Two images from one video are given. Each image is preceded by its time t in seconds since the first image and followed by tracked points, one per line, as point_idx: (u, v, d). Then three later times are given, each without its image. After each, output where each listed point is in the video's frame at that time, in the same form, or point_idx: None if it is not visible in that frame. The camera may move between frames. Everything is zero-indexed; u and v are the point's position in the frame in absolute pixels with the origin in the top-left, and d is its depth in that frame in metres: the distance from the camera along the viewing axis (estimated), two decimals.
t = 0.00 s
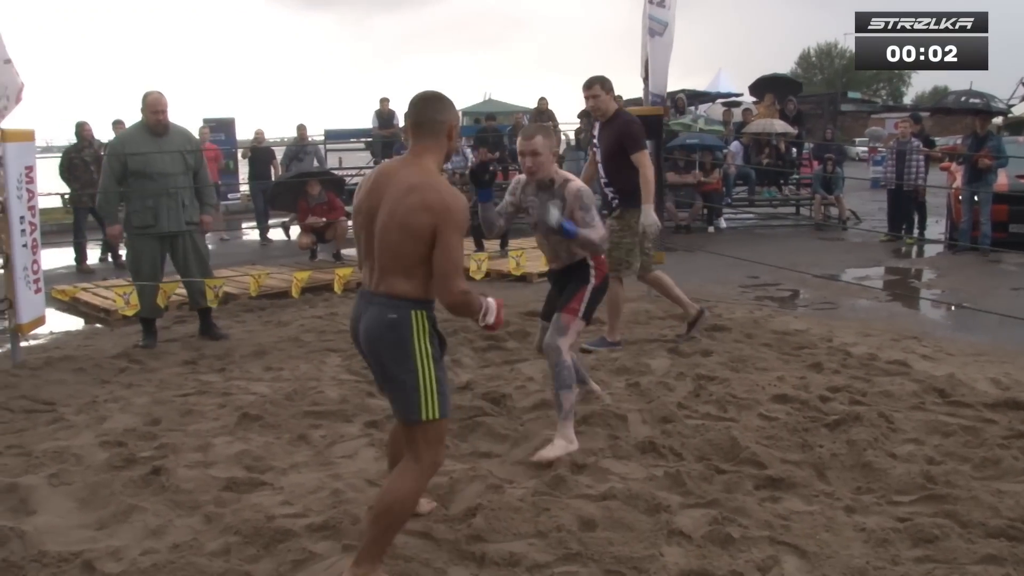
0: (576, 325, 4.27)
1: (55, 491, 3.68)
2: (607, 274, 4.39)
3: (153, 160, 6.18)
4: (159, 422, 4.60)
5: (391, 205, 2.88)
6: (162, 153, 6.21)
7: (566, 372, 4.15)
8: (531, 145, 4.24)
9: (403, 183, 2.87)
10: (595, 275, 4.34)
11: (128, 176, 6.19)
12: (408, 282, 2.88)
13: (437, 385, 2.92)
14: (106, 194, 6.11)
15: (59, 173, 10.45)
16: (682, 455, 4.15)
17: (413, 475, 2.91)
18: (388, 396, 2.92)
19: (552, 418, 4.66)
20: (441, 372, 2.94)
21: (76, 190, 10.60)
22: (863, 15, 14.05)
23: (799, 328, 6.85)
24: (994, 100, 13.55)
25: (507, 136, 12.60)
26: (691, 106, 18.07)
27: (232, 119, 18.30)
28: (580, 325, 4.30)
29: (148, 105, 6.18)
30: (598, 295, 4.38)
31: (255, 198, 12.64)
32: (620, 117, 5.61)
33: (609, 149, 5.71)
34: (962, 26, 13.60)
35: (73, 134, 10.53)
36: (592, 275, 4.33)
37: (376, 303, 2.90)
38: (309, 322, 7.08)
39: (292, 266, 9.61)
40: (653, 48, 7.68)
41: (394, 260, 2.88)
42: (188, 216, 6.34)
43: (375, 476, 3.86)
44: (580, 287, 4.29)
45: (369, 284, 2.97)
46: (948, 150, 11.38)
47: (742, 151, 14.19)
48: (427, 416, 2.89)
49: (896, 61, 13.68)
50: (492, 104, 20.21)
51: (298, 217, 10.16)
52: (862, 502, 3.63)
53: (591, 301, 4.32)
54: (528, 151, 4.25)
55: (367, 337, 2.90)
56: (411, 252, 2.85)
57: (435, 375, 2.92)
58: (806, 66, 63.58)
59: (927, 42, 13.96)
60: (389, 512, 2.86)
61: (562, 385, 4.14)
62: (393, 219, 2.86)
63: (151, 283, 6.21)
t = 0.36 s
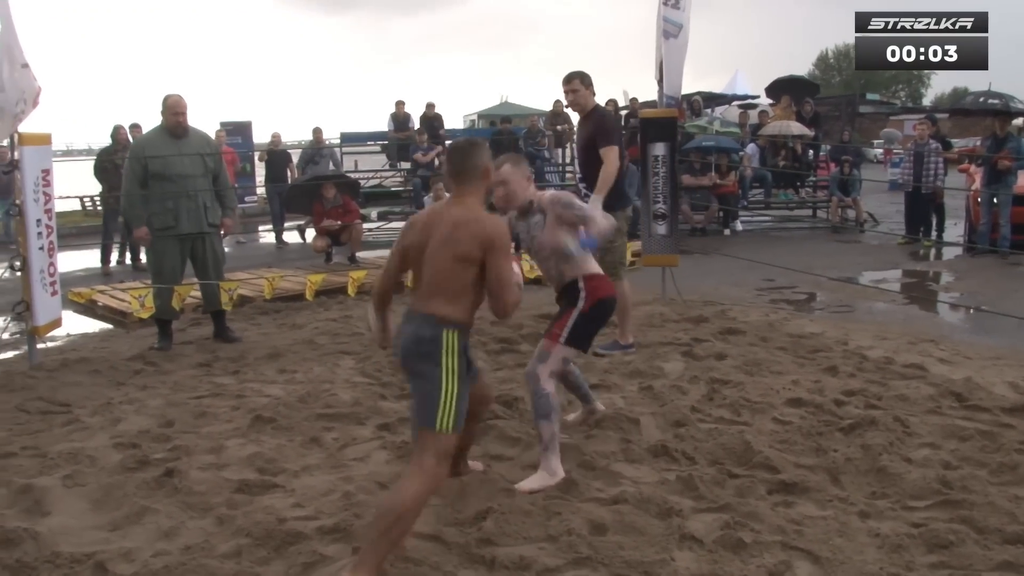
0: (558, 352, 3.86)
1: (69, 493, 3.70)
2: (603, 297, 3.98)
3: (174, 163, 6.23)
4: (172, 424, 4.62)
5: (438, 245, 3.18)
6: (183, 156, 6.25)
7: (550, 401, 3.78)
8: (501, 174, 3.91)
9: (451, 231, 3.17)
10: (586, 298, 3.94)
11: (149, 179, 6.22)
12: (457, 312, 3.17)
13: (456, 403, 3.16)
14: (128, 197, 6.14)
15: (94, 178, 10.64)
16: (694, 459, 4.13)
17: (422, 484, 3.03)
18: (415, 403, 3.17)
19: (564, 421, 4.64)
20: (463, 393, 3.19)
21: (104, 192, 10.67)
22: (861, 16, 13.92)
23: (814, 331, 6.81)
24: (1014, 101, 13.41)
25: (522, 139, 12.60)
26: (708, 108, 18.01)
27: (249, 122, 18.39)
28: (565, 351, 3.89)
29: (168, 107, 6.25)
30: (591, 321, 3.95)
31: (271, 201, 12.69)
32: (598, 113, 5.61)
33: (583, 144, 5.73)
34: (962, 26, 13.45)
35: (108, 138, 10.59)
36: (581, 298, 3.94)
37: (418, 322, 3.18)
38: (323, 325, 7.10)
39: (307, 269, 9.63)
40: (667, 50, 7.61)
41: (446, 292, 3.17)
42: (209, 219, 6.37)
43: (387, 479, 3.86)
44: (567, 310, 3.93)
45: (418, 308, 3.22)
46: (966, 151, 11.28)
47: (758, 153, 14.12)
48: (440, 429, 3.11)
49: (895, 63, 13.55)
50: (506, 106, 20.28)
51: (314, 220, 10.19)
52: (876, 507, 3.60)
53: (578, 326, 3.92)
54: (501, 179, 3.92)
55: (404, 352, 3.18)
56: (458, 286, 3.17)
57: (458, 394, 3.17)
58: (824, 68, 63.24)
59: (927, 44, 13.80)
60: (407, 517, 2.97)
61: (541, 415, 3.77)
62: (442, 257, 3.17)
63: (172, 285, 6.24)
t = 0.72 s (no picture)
0: (575, 363, 3.88)
1: (78, 493, 3.72)
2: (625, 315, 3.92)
3: (190, 166, 6.26)
4: (181, 425, 4.64)
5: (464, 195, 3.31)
6: (199, 159, 6.27)
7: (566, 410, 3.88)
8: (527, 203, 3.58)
9: (467, 171, 3.31)
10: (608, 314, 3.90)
11: (165, 180, 6.25)
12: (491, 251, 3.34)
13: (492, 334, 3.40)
14: (143, 197, 6.17)
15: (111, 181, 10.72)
16: (702, 461, 4.12)
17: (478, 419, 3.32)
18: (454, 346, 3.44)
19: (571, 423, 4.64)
20: (494, 324, 3.42)
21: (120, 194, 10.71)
22: (862, 16, 13.88)
23: (824, 334, 6.78)
24: None
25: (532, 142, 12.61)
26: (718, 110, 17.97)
27: (260, 125, 18.46)
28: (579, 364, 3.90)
29: (188, 110, 6.25)
30: (613, 337, 3.93)
31: (281, 204, 12.73)
32: (562, 120, 5.76)
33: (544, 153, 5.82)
34: (962, 26, 13.40)
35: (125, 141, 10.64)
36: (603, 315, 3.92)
37: (447, 270, 3.46)
38: (331, 327, 7.11)
39: (316, 271, 9.66)
40: (676, 53, 7.60)
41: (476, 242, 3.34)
42: (222, 222, 6.39)
43: (393, 480, 3.86)
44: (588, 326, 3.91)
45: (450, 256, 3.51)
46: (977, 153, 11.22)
47: (768, 155, 14.09)
48: (480, 358, 3.36)
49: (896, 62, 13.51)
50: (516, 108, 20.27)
51: (324, 222, 10.22)
52: (885, 510, 3.58)
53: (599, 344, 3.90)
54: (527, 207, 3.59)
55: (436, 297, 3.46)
56: (490, 233, 3.27)
57: (490, 326, 3.40)
58: (835, 70, 63.02)
59: (925, 44, 13.75)
60: (459, 448, 3.28)
61: (552, 420, 3.86)
62: (469, 205, 3.29)
63: (183, 286, 6.26)
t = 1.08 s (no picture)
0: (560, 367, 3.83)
1: (66, 498, 3.71)
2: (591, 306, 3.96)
3: (178, 169, 6.25)
4: (170, 429, 4.63)
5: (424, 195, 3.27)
6: (187, 162, 6.26)
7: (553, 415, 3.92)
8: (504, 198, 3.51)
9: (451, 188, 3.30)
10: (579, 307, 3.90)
11: (153, 184, 6.24)
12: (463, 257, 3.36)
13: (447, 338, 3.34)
14: (131, 200, 6.16)
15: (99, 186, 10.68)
16: (690, 463, 4.14)
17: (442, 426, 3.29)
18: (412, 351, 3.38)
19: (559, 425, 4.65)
20: (446, 325, 3.36)
21: (109, 200, 10.67)
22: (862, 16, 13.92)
23: (812, 335, 6.81)
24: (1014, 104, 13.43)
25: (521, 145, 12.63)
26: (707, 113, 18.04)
27: (250, 129, 18.44)
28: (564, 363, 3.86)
29: (175, 114, 6.25)
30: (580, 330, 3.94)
31: (270, 208, 12.71)
32: (516, 122, 5.87)
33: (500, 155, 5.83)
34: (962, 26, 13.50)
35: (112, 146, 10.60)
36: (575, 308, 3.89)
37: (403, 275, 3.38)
38: (321, 330, 7.11)
39: (306, 275, 9.64)
40: (664, 56, 7.62)
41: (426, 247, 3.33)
42: (211, 225, 6.38)
43: (382, 483, 3.86)
44: (562, 326, 3.86)
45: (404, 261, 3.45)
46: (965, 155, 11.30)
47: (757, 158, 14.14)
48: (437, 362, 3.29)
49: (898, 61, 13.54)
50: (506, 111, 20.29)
51: (313, 225, 10.20)
52: (871, 511, 3.60)
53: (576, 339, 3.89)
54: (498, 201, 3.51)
55: (393, 304, 3.37)
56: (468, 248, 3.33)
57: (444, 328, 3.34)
58: (824, 73, 63.30)
59: (926, 41, 13.79)
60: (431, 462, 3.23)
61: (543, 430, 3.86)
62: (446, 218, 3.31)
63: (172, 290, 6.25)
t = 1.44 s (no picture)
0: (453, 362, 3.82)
1: (53, 506, 3.69)
2: (514, 311, 3.88)
3: (160, 175, 6.22)
4: (157, 436, 4.61)
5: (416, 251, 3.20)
6: (170, 168, 6.23)
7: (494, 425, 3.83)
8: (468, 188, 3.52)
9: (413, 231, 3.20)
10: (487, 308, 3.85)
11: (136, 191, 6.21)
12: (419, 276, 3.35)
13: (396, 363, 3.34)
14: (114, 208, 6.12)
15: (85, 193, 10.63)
16: (678, 467, 4.15)
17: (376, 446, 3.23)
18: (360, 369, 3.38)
19: (548, 431, 4.64)
20: (397, 352, 3.35)
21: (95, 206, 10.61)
22: (864, 16, 13.92)
23: (799, 338, 6.84)
24: (998, 108, 13.54)
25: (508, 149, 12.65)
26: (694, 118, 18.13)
27: (236, 135, 18.38)
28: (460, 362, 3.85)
29: (156, 120, 6.23)
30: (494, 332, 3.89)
31: (257, 214, 12.67)
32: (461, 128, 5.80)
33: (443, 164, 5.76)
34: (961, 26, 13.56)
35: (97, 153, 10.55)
36: (483, 311, 3.85)
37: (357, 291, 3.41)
38: (308, 337, 7.09)
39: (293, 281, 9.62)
40: (651, 61, 7.65)
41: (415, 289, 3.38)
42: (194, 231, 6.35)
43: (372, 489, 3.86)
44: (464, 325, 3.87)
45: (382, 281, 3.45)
46: (950, 158, 11.38)
47: (744, 162, 14.21)
48: (381, 385, 3.29)
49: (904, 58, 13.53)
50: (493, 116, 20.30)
51: (300, 231, 10.17)
52: (859, 513, 3.62)
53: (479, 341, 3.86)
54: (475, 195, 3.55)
55: (346, 320, 3.41)
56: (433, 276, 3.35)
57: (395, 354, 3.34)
58: (809, 78, 63.64)
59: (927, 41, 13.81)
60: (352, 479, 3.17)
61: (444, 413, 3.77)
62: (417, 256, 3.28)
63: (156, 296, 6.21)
